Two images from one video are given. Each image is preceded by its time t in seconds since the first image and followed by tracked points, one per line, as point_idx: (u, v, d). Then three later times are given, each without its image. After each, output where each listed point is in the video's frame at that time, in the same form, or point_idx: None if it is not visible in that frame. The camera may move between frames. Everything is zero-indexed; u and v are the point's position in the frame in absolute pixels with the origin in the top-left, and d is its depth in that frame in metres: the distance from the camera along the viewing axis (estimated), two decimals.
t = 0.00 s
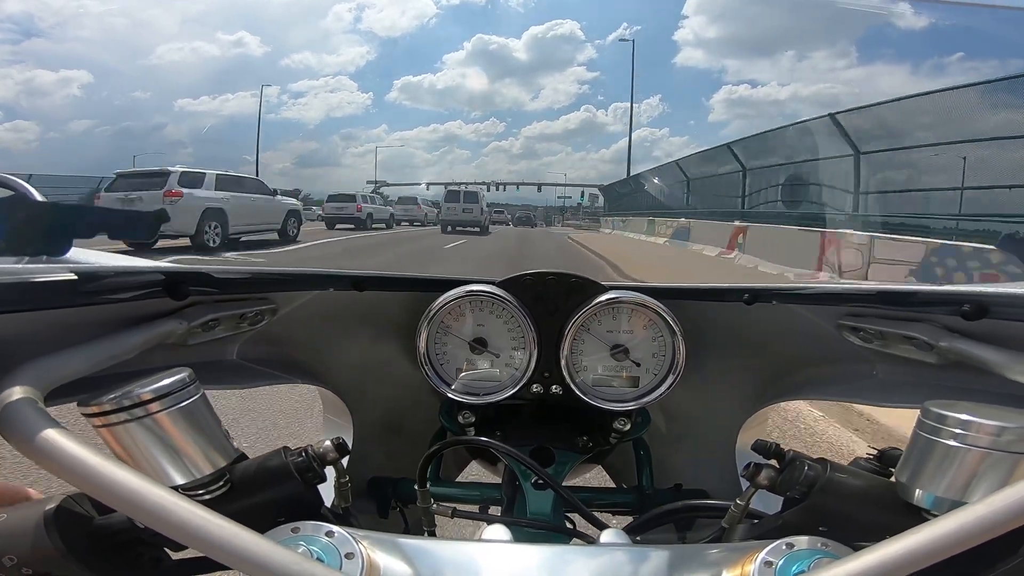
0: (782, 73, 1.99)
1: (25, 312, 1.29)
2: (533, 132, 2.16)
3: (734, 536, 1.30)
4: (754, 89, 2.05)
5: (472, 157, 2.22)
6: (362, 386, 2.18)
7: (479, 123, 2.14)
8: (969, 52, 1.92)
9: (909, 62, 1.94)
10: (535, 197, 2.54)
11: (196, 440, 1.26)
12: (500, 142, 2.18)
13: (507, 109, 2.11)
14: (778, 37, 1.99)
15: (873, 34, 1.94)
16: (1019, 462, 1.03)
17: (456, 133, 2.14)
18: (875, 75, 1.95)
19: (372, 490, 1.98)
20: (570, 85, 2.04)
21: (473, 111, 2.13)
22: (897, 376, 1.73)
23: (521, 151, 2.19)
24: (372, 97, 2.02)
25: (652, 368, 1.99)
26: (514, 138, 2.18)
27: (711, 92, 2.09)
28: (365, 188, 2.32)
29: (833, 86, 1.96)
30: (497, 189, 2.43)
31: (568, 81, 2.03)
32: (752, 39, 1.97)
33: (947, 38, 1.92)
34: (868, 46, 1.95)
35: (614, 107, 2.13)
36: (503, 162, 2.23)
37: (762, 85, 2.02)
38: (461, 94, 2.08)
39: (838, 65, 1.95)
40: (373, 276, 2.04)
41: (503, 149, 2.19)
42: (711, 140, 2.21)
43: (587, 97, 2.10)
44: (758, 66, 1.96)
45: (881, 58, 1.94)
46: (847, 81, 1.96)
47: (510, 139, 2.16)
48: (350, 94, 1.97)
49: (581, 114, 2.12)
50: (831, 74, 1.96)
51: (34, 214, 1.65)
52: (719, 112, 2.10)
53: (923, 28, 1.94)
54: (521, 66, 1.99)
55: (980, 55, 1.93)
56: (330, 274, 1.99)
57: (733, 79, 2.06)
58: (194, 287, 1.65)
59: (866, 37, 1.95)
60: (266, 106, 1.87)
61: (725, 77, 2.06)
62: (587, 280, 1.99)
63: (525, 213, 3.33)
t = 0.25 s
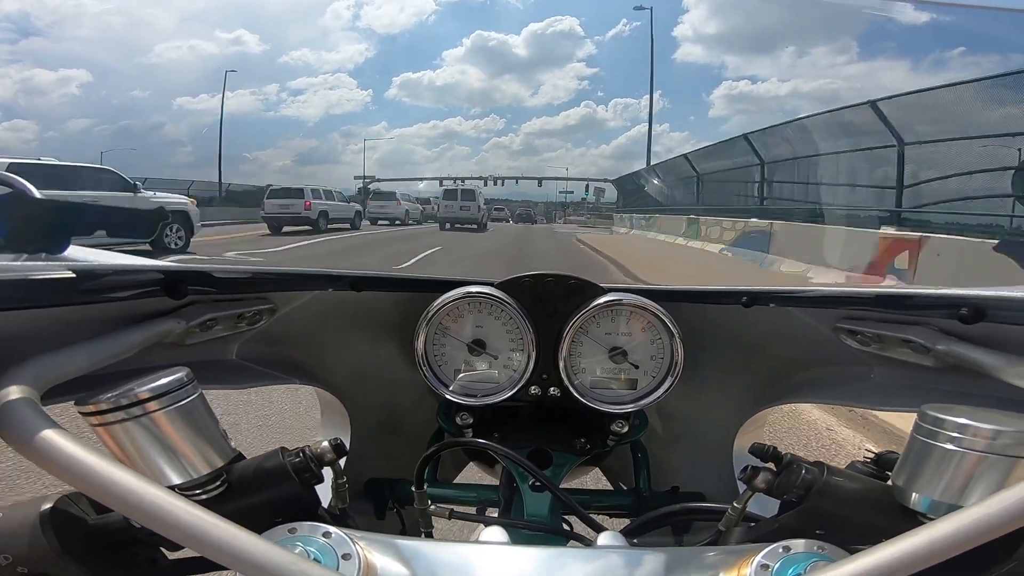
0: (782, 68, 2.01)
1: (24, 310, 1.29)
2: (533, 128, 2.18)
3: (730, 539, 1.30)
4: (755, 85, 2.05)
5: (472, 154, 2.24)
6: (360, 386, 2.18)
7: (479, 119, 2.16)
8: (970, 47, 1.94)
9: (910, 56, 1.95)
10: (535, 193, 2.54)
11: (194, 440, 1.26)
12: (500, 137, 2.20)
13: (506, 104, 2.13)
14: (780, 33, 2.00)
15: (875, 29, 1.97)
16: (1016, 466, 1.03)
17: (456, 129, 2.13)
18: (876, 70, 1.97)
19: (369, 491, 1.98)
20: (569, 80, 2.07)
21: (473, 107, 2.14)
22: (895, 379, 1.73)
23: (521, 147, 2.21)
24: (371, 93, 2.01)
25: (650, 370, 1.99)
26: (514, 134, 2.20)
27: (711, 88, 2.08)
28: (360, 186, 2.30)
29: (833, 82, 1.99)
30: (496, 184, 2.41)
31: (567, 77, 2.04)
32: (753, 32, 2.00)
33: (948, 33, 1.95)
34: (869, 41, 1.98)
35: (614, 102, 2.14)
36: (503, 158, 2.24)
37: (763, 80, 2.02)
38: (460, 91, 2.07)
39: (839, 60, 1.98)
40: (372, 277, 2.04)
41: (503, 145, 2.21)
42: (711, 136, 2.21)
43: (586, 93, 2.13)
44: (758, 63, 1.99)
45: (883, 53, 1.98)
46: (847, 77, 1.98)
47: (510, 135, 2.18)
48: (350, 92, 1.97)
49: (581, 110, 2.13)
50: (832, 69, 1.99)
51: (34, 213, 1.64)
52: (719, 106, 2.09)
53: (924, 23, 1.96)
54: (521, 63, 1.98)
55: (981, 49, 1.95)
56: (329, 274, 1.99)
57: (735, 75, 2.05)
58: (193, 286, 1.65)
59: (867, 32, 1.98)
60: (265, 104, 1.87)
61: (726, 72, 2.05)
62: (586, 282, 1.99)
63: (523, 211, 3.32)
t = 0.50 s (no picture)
0: (781, 61, 1.96)
1: (23, 301, 1.29)
2: (532, 123, 2.14)
3: (726, 542, 1.30)
4: (756, 78, 1.97)
5: (472, 149, 2.21)
6: (359, 382, 2.18)
7: (479, 114, 2.13)
8: (971, 38, 1.99)
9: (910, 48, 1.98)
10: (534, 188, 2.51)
11: (194, 432, 1.26)
12: (499, 133, 2.17)
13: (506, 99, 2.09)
14: (783, 23, 1.99)
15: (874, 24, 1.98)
16: (1014, 474, 1.03)
17: (456, 124, 2.14)
18: (876, 63, 1.97)
19: (366, 487, 1.98)
20: (568, 74, 2.02)
21: (471, 103, 2.11)
22: (895, 385, 1.72)
23: (520, 142, 2.18)
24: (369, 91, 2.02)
25: (649, 372, 1.99)
26: (514, 129, 2.16)
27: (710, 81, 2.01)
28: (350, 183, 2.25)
29: (833, 74, 1.95)
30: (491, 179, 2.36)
31: (566, 71, 2.01)
32: (752, 26, 1.97)
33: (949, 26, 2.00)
34: (869, 33, 1.98)
35: (614, 96, 2.12)
36: (502, 153, 2.21)
37: (764, 72, 1.96)
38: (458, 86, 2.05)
39: (837, 52, 1.96)
40: (372, 273, 2.04)
41: (503, 141, 2.17)
42: (711, 131, 2.09)
43: (585, 87, 2.08)
44: (757, 55, 1.95)
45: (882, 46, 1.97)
46: (847, 68, 1.97)
47: (509, 130, 2.15)
48: (349, 87, 1.96)
49: (581, 104, 2.10)
50: (832, 61, 1.95)
51: (38, 201, 1.67)
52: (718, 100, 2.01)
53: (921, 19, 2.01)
54: (519, 58, 1.95)
55: (983, 41, 2.00)
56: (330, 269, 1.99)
57: (735, 68, 1.98)
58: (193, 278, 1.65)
59: (867, 24, 1.98)
60: (260, 100, 1.87)
61: (725, 65, 1.98)
62: (586, 282, 1.98)
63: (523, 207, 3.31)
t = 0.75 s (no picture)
0: (780, 52, 2.14)
1: (27, 294, 1.31)
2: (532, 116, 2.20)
3: (726, 539, 1.29)
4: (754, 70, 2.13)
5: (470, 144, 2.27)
6: (362, 378, 2.18)
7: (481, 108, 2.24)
8: (968, 29, 2.11)
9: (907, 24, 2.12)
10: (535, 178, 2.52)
11: (196, 428, 1.26)
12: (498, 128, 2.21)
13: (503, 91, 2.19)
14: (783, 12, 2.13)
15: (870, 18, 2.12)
16: (1014, 473, 1.02)
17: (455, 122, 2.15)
18: (874, 55, 2.12)
19: (368, 482, 1.99)
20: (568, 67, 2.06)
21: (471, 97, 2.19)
22: (897, 385, 1.71)
23: (518, 136, 2.21)
24: (365, 87, 2.15)
25: (651, 369, 1.99)
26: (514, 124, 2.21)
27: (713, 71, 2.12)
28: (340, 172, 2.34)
29: (832, 65, 2.13)
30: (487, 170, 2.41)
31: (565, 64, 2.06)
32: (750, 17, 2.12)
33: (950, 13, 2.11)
34: (867, 25, 2.12)
35: (613, 89, 2.15)
36: (500, 147, 2.25)
37: (761, 64, 2.14)
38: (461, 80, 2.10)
39: (837, 41, 2.14)
40: (375, 268, 2.05)
41: (502, 135, 2.21)
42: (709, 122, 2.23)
43: (585, 80, 2.13)
44: (756, 47, 2.11)
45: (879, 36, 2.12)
46: (846, 59, 2.12)
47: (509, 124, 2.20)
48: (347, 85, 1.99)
49: (581, 97, 2.14)
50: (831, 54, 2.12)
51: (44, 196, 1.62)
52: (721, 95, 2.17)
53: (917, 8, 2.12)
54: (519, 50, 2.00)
55: (982, 32, 2.12)
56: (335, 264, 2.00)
57: (733, 61, 2.14)
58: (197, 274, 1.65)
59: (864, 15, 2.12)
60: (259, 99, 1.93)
61: (724, 59, 2.14)
62: (589, 278, 1.98)
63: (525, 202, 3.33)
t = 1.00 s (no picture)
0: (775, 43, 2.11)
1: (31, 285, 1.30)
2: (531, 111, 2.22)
3: (720, 541, 1.29)
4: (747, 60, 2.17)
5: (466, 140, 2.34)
6: (360, 374, 2.18)
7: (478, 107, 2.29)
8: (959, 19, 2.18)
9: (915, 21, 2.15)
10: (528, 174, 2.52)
11: (191, 422, 1.27)
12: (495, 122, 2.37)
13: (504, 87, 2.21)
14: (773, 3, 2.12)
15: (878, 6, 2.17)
16: (1010, 477, 1.01)
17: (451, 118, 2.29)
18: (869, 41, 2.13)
19: (364, 478, 1.99)
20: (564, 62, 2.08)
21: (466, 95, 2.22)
22: (894, 386, 1.68)
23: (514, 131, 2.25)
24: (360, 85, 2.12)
25: (650, 369, 1.99)
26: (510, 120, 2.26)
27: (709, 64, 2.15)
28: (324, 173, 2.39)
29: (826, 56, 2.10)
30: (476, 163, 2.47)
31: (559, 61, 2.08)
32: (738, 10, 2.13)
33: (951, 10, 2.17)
34: (860, 15, 2.14)
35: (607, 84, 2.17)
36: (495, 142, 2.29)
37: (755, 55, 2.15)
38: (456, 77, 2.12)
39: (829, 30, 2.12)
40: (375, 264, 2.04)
41: (499, 130, 2.36)
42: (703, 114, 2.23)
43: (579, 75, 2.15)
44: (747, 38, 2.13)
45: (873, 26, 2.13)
46: (838, 51, 2.11)
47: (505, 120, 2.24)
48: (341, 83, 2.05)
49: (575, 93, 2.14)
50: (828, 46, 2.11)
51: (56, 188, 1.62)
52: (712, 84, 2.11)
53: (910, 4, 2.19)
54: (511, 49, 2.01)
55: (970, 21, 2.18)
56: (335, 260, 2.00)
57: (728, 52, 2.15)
58: (197, 266, 1.65)
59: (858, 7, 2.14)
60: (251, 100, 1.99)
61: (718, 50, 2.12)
62: (589, 277, 1.98)
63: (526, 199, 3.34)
